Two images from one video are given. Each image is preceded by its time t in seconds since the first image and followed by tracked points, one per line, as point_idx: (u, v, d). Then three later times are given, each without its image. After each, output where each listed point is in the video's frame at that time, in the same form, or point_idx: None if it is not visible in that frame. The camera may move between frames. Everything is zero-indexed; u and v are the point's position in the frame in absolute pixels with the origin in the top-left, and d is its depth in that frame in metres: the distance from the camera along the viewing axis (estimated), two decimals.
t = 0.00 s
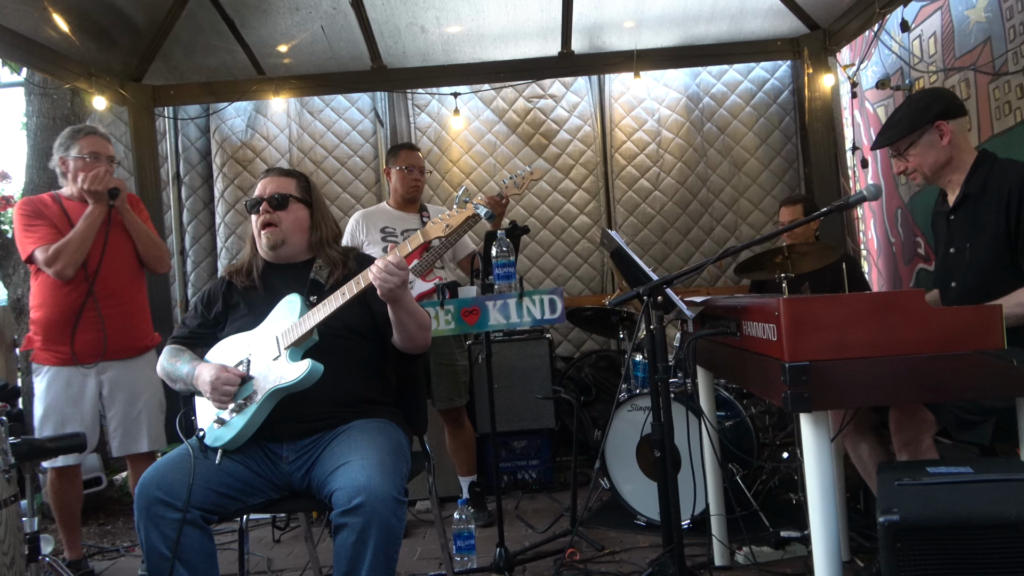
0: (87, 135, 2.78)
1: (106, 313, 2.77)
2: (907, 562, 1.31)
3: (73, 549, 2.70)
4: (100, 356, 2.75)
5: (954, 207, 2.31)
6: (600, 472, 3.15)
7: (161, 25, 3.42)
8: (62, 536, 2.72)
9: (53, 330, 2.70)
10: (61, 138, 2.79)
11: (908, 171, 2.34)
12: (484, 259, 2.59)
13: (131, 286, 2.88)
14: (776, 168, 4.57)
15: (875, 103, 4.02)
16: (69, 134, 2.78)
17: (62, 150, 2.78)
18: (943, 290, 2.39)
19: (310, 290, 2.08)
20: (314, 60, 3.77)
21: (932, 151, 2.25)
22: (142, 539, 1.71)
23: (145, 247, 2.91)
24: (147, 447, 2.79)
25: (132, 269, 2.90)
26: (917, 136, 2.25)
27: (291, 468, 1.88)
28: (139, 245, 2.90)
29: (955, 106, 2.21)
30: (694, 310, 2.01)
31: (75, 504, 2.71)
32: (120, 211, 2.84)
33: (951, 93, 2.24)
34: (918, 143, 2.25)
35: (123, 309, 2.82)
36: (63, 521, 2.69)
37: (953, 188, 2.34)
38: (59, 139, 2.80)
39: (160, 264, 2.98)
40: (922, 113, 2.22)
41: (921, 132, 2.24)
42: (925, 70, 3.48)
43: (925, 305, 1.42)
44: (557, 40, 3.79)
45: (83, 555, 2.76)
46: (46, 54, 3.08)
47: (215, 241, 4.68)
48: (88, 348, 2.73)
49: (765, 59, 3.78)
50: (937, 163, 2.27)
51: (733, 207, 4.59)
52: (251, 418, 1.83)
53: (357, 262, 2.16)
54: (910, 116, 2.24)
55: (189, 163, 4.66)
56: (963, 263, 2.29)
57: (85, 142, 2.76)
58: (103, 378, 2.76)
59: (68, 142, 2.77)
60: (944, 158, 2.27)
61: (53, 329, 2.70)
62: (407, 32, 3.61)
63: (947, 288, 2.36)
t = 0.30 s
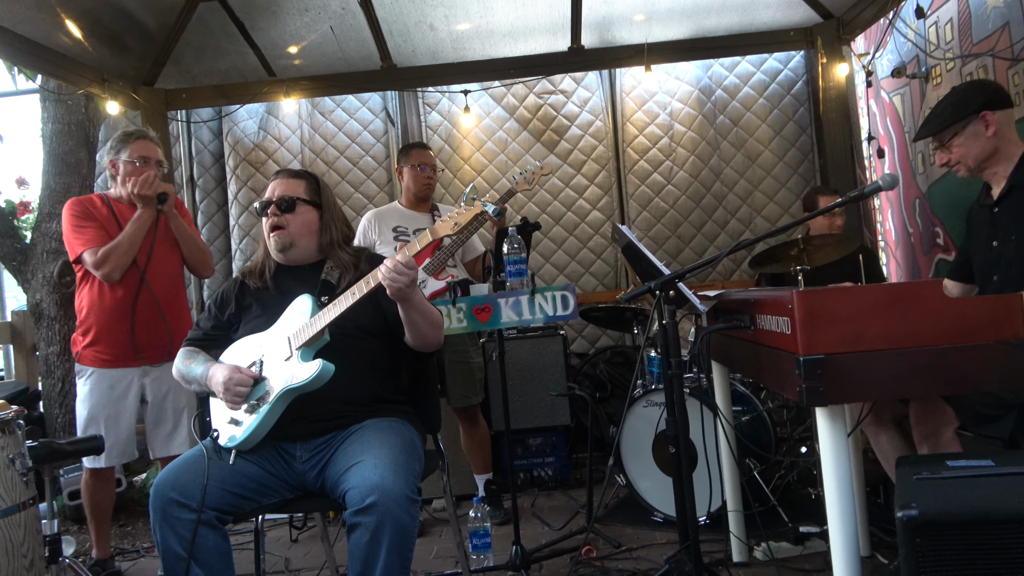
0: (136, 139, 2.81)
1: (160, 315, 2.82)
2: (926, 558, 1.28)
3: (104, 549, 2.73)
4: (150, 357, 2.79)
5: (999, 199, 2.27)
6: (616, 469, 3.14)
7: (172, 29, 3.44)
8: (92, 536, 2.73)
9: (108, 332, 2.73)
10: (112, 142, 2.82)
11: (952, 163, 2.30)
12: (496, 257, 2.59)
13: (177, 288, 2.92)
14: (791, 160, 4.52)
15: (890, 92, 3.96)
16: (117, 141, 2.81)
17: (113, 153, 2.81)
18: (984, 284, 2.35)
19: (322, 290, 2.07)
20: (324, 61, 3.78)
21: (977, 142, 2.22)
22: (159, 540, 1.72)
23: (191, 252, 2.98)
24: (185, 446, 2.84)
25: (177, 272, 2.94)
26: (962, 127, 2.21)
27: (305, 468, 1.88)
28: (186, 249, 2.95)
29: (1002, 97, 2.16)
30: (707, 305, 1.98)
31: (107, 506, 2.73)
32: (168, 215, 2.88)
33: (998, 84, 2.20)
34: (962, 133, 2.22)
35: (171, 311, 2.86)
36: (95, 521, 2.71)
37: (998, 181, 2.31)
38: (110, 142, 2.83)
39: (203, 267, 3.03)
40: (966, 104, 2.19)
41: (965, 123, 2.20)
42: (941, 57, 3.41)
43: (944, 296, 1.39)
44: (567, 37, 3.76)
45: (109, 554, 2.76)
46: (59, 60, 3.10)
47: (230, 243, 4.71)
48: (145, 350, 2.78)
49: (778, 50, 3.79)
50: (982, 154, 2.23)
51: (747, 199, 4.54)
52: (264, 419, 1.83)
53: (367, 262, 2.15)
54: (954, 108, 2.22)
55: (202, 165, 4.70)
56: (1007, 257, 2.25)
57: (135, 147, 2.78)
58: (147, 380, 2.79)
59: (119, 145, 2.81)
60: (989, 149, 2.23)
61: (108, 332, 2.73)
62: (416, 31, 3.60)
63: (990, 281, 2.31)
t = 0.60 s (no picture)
0: (144, 142, 2.82)
1: (173, 312, 2.88)
2: (917, 541, 1.28)
3: (111, 556, 2.69)
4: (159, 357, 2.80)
5: (990, 177, 2.27)
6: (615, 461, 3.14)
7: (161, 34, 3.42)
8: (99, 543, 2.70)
9: (126, 331, 2.75)
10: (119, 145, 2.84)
11: (951, 137, 2.31)
12: (488, 252, 2.58)
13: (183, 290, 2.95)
14: (784, 148, 4.52)
15: (882, 77, 3.95)
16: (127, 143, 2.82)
17: (120, 155, 2.83)
18: (970, 264, 2.36)
19: (313, 291, 2.07)
20: (314, 62, 3.77)
21: (980, 117, 2.22)
22: (157, 545, 1.73)
23: (195, 252, 3.02)
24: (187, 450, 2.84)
25: (180, 274, 2.98)
26: (966, 100, 2.21)
27: (301, 469, 1.88)
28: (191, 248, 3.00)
29: (1010, 73, 2.17)
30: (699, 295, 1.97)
31: (113, 512, 2.70)
32: (173, 215, 2.94)
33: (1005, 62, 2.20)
34: (966, 106, 2.22)
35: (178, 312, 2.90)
36: (101, 528, 2.68)
37: (993, 159, 2.31)
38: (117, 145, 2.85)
39: (206, 270, 3.07)
40: (978, 74, 2.19)
41: (971, 96, 2.21)
42: (932, 40, 3.39)
43: (931, 279, 1.39)
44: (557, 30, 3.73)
45: (118, 560, 2.73)
46: (47, 68, 3.07)
47: (225, 247, 4.70)
48: (163, 347, 2.82)
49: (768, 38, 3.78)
50: (982, 130, 2.24)
51: (741, 188, 4.54)
52: (258, 423, 1.83)
53: (358, 262, 2.15)
54: (965, 77, 2.20)
55: (196, 170, 4.70)
56: (993, 236, 2.25)
57: (143, 148, 2.80)
58: (149, 384, 2.77)
59: (128, 149, 2.82)
60: (990, 126, 2.23)
61: (126, 331, 2.74)
62: (405, 28, 3.58)
63: (975, 260, 2.33)
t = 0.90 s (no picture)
0: (128, 150, 2.85)
1: (161, 316, 2.86)
2: (907, 526, 1.30)
3: (109, 564, 2.68)
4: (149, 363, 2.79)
5: (977, 164, 2.27)
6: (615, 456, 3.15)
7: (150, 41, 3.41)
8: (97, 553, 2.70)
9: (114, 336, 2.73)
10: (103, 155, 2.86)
11: (936, 130, 2.30)
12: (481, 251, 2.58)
13: (174, 295, 2.95)
14: (777, 139, 4.52)
15: (873, 65, 3.90)
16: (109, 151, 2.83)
17: (103, 165, 2.84)
18: (962, 251, 2.36)
19: (306, 294, 2.06)
20: (304, 65, 3.77)
21: (964, 106, 2.22)
22: (155, 551, 1.73)
23: (184, 257, 3.01)
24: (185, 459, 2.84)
25: (172, 279, 2.97)
26: (950, 90, 2.21)
27: (298, 472, 1.89)
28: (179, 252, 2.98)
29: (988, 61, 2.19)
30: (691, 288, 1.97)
31: (110, 520, 2.70)
32: (159, 221, 2.93)
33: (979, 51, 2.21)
34: (950, 97, 2.22)
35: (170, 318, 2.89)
36: (99, 537, 2.68)
37: (977, 147, 2.30)
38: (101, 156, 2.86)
39: (197, 275, 3.07)
40: (954, 68, 2.19)
41: (955, 86, 2.21)
42: (921, 26, 3.38)
43: (916, 266, 1.40)
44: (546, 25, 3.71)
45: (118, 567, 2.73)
46: (37, 79, 3.06)
47: (221, 252, 4.70)
48: (150, 351, 2.80)
49: (757, 28, 3.74)
50: (968, 120, 2.23)
51: (735, 180, 4.53)
52: (254, 427, 1.83)
53: (350, 264, 2.15)
54: (945, 69, 2.20)
55: (190, 176, 4.69)
56: (983, 224, 2.25)
57: (126, 156, 2.82)
58: (145, 392, 2.79)
59: (112, 158, 2.84)
60: (974, 115, 2.23)
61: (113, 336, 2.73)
62: (394, 29, 3.58)
63: (967, 248, 2.33)
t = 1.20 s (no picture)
0: (102, 156, 2.84)
1: (138, 323, 2.86)
2: (903, 517, 1.31)
3: (111, 566, 2.74)
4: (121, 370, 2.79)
5: (968, 153, 2.27)
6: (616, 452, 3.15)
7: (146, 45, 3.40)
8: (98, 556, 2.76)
9: (88, 344, 2.75)
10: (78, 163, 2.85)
11: (926, 109, 2.32)
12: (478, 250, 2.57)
13: (150, 301, 2.93)
14: (774, 132, 4.51)
15: (869, 57, 3.89)
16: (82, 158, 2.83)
17: (80, 171, 2.84)
18: (953, 240, 2.36)
19: (304, 296, 2.06)
20: (300, 66, 3.76)
21: (958, 91, 2.23)
22: (157, 554, 1.74)
23: (160, 262, 2.97)
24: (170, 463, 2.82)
25: (149, 285, 2.95)
26: (948, 71, 2.22)
27: (299, 473, 1.89)
28: (154, 257, 2.95)
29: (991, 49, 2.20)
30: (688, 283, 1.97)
31: (109, 524, 2.76)
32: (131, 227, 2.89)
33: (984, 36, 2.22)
34: (946, 78, 2.23)
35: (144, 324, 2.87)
36: (98, 541, 2.73)
37: (967, 134, 2.31)
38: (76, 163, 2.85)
39: (176, 279, 3.02)
40: (957, 49, 2.20)
41: (954, 67, 2.22)
42: (917, 17, 3.34)
43: (910, 257, 1.40)
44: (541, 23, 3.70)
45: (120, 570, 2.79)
46: (34, 85, 3.06)
47: (220, 255, 4.71)
48: (127, 358, 2.80)
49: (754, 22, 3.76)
50: (959, 105, 2.25)
51: (733, 174, 4.53)
52: (254, 429, 1.83)
53: (347, 265, 2.15)
54: (947, 48, 2.22)
55: (188, 179, 4.69)
56: (976, 213, 2.25)
57: (100, 163, 2.81)
58: (127, 397, 2.82)
59: (85, 165, 2.84)
60: (966, 101, 2.24)
61: (88, 344, 2.75)
62: (389, 29, 3.57)
63: (959, 237, 2.33)
